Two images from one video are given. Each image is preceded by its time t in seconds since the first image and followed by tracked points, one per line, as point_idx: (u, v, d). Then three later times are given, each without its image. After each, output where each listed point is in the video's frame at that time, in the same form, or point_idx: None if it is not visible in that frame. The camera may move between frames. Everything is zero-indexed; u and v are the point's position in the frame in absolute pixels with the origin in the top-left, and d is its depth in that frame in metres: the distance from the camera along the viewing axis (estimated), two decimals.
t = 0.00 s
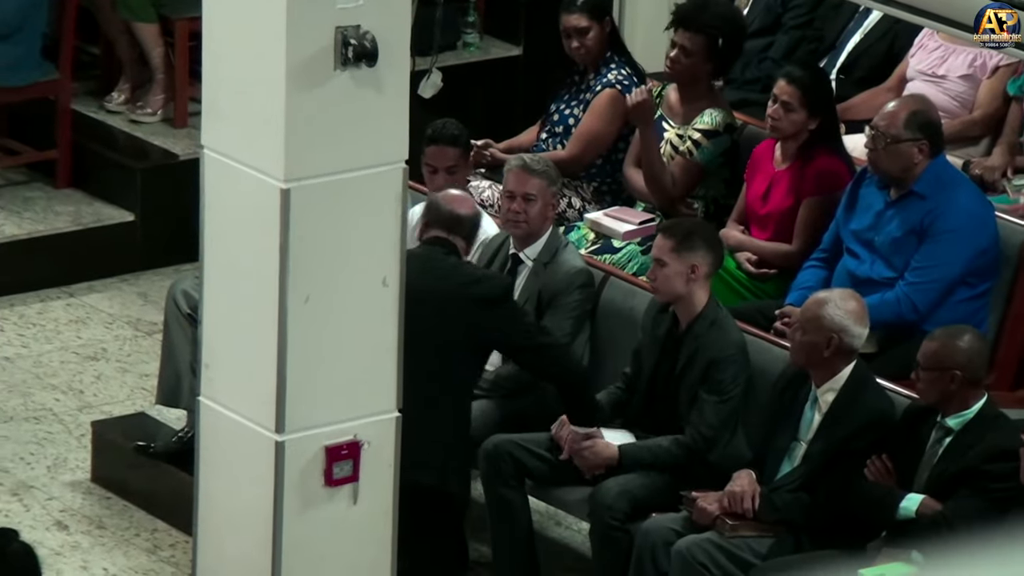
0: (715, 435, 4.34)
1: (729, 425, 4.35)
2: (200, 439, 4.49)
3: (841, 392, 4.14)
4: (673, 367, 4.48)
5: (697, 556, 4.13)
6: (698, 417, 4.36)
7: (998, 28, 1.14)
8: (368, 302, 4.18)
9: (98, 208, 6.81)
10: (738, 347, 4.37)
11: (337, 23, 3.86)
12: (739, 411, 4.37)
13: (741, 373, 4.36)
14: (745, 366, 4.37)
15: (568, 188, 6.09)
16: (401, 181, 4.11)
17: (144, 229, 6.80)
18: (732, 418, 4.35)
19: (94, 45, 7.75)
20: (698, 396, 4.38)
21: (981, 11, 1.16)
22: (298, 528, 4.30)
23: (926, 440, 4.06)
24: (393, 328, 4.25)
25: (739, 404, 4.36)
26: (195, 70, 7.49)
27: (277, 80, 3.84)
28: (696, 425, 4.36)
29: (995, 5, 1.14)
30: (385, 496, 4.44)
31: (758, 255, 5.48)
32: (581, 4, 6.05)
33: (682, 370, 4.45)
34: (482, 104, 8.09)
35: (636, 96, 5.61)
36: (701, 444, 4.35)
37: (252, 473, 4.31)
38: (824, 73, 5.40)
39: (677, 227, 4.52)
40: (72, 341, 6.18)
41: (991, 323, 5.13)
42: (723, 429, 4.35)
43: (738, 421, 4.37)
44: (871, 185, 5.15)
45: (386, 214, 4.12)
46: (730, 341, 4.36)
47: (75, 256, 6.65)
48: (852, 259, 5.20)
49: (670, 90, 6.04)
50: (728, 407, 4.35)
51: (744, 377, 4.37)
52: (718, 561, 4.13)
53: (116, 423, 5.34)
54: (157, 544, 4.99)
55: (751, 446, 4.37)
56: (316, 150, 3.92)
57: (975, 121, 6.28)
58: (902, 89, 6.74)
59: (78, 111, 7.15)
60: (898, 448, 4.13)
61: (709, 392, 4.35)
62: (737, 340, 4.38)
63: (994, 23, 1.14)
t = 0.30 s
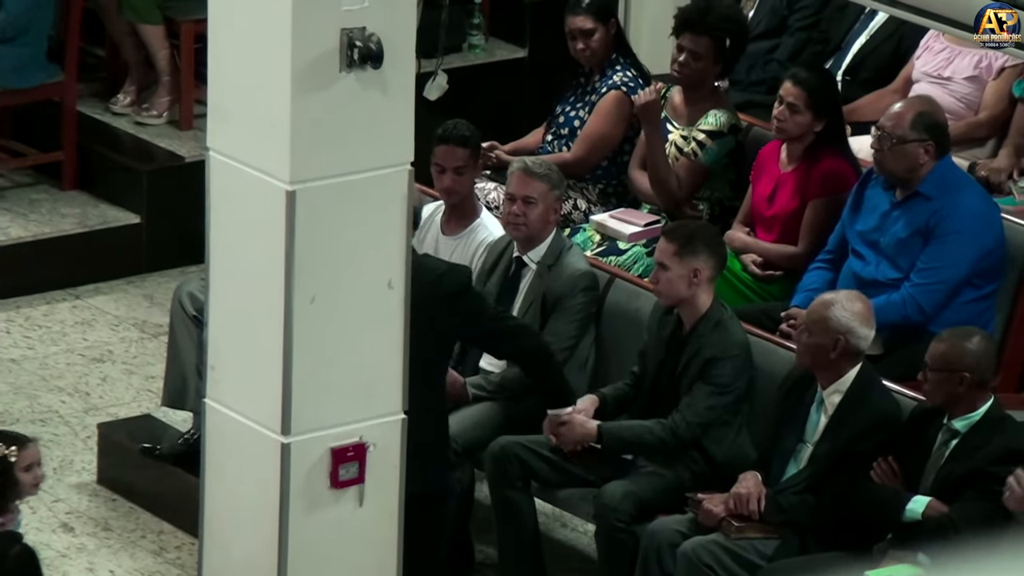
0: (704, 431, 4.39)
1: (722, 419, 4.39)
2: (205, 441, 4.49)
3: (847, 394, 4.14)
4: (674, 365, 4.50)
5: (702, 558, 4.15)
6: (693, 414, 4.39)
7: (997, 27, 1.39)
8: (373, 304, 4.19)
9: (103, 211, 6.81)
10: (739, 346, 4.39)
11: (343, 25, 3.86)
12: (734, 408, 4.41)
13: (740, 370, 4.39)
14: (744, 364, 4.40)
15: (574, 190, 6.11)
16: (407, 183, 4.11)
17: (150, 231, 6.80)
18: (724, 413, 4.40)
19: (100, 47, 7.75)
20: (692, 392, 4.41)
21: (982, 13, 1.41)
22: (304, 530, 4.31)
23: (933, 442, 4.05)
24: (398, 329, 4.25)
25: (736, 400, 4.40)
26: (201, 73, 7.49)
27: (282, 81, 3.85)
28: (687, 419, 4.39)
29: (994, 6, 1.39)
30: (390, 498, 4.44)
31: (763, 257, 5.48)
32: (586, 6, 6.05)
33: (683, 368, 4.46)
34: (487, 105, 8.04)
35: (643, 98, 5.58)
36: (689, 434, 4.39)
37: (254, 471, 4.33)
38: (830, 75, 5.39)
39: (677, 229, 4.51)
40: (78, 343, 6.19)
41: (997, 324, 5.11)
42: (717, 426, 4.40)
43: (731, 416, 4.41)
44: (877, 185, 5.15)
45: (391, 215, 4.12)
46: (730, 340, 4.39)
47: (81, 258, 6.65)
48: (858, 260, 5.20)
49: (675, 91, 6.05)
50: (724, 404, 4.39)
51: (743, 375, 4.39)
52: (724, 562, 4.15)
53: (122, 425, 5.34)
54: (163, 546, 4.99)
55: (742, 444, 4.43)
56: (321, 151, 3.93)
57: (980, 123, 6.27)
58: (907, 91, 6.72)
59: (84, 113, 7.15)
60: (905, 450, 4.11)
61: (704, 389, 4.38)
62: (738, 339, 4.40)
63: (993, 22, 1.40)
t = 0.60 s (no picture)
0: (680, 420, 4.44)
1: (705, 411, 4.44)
2: (208, 441, 4.49)
3: (850, 395, 4.15)
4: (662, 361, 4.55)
5: (705, 559, 4.14)
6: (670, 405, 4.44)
7: (998, 27, 1.33)
8: (377, 304, 4.19)
9: (106, 211, 6.81)
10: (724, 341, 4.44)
11: (346, 26, 3.86)
12: (721, 401, 4.45)
13: (727, 365, 4.43)
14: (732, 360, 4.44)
15: (576, 191, 6.12)
16: (409, 183, 4.11)
17: (153, 231, 6.79)
18: (706, 405, 4.44)
19: (102, 48, 7.75)
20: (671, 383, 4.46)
21: (982, 13, 1.35)
22: (307, 532, 4.31)
23: (936, 443, 4.05)
24: (401, 330, 4.25)
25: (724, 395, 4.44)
26: (204, 73, 7.47)
27: (285, 82, 3.85)
28: (661, 407, 4.46)
29: (994, 6, 1.33)
30: (393, 499, 4.44)
31: (766, 258, 5.47)
32: (589, 6, 6.03)
33: (669, 364, 4.51)
34: (490, 106, 8.05)
35: (647, 97, 5.65)
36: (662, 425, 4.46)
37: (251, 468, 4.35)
38: (832, 75, 5.39)
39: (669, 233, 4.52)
40: (81, 343, 6.19)
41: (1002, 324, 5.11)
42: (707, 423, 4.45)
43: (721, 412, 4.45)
44: (880, 186, 5.15)
45: (394, 215, 4.12)
46: (715, 336, 4.43)
47: (84, 258, 6.65)
48: (861, 261, 5.20)
49: (676, 92, 6.05)
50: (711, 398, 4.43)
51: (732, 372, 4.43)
52: (726, 563, 4.14)
53: (125, 426, 5.34)
54: (166, 546, 4.99)
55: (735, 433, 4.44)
56: (322, 152, 3.92)
57: (984, 124, 6.26)
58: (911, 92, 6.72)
59: (87, 113, 7.14)
60: (909, 451, 4.11)
61: (681, 379, 4.44)
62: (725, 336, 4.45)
63: (993, 22, 1.33)
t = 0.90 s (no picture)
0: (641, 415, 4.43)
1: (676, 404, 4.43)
2: (212, 441, 4.50)
3: (855, 396, 4.13)
4: (623, 358, 4.55)
5: (710, 559, 4.15)
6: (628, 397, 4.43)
7: (998, 26, 1.25)
8: (381, 305, 4.19)
9: (111, 213, 6.80)
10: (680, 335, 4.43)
11: (350, 27, 3.86)
12: (679, 397, 4.44)
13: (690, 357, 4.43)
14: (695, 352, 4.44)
15: (580, 192, 6.10)
16: (413, 184, 4.12)
17: (158, 232, 6.79)
18: (662, 401, 4.43)
19: (107, 48, 7.74)
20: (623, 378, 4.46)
21: (982, 10, 1.27)
22: (312, 532, 4.31)
23: (940, 445, 4.07)
24: (405, 331, 4.25)
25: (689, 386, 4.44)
26: (209, 74, 7.47)
27: (290, 83, 3.85)
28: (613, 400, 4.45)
29: (994, 4, 1.26)
30: (397, 500, 4.44)
31: (770, 259, 5.46)
32: (594, 7, 6.03)
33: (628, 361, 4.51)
34: (495, 106, 8.04)
35: (652, 99, 5.62)
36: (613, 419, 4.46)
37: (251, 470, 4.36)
38: (837, 77, 5.39)
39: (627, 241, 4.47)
40: (86, 345, 6.19)
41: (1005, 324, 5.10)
42: (676, 418, 4.43)
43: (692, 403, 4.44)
44: (884, 187, 5.15)
45: (398, 215, 4.13)
46: (670, 335, 4.42)
47: (89, 260, 6.65)
48: (865, 262, 5.19)
49: (682, 92, 6.02)
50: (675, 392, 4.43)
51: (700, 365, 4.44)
52: (730, 563, 4.15)
53: (130, 427, 5.35)
54: (171, 547, 5.00)
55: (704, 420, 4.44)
56: (326, 153, 3.92)
57: (988, 124, 6.27)
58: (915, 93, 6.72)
59: (92, 115, 7.14)
60: (912, 453, 4.12)
61: (634, 374, 4.42)
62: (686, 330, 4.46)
63: (994, 22, 1.25)
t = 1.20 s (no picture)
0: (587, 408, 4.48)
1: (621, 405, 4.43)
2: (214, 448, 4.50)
3: (859, 400, 4.14)
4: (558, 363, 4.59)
5: (712, 565, 4.15)
6: (567, 399, 4.47)
7: (998, 27, 1.25)
8: (384, 311, 4.19)
9: (114, 218, 6.80)
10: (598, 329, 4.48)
11: (353, 31, 3.86)
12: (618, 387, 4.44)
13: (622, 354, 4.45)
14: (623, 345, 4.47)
15: (584, 197, 6.09)
16: (416, 189, 4.12)
17: (161, 238, 6.78)
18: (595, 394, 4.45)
19: (111, 54, 7.74)
20: (555, 380, 4.51)
21: (983, 12, 1.28)
22: (316, 538, 4.31)
23: (944, 450, 4.09)
24: (408, 337, 4.25)
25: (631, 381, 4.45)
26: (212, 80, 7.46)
27: (293, 87, 3.85)
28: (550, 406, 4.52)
29: (995, 6, 1.25)
30: (401, 506, 4.45)
31: (774, 264, 5.45)
32: (597, 12, 6.04)
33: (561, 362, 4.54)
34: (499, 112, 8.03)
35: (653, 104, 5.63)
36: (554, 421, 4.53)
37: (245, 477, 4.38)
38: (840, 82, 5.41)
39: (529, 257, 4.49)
40: (90, 350, 6.19)
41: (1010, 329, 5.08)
42: (614, 410, 4.45)
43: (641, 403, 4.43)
44: (888, 192, 5.14)
45: (401, 218, 4.13)
46: (593, 331, 4.47)
47: (93, 266, 6.64)
48: (868, 267, 5.19)
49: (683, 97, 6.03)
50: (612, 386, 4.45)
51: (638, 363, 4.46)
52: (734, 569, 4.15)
53: (133, 433, 5.35)
54: (174, 553, 5.00)
55: (657, 410, 4.42)
56: (328, 158, 3.92)
57: (992, 129, 6.27)
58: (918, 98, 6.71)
59: (96, 120, 7.14)
60: (916, 458, 4.13)
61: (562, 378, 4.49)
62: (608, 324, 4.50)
63: (994, 22, 1.26)
